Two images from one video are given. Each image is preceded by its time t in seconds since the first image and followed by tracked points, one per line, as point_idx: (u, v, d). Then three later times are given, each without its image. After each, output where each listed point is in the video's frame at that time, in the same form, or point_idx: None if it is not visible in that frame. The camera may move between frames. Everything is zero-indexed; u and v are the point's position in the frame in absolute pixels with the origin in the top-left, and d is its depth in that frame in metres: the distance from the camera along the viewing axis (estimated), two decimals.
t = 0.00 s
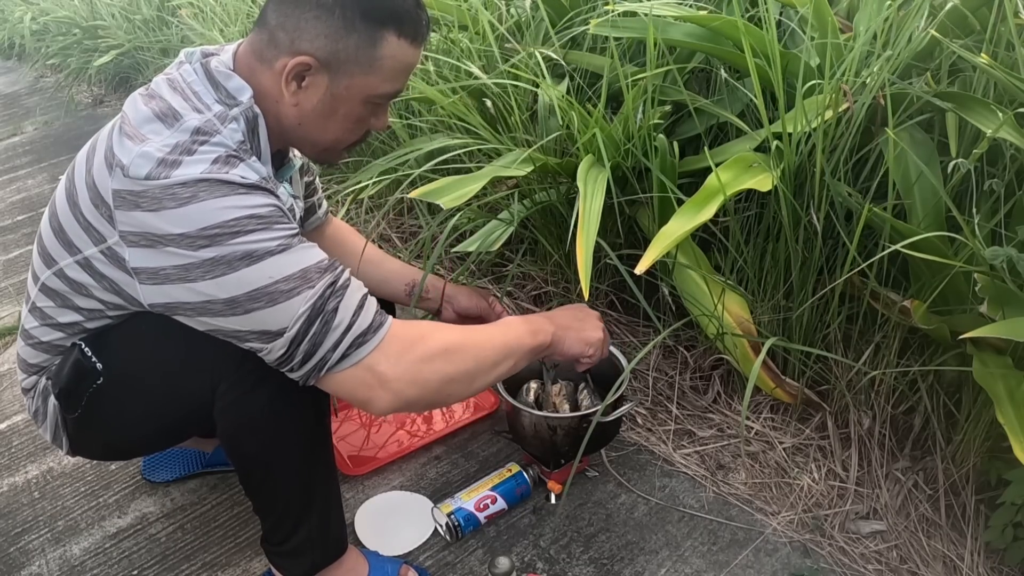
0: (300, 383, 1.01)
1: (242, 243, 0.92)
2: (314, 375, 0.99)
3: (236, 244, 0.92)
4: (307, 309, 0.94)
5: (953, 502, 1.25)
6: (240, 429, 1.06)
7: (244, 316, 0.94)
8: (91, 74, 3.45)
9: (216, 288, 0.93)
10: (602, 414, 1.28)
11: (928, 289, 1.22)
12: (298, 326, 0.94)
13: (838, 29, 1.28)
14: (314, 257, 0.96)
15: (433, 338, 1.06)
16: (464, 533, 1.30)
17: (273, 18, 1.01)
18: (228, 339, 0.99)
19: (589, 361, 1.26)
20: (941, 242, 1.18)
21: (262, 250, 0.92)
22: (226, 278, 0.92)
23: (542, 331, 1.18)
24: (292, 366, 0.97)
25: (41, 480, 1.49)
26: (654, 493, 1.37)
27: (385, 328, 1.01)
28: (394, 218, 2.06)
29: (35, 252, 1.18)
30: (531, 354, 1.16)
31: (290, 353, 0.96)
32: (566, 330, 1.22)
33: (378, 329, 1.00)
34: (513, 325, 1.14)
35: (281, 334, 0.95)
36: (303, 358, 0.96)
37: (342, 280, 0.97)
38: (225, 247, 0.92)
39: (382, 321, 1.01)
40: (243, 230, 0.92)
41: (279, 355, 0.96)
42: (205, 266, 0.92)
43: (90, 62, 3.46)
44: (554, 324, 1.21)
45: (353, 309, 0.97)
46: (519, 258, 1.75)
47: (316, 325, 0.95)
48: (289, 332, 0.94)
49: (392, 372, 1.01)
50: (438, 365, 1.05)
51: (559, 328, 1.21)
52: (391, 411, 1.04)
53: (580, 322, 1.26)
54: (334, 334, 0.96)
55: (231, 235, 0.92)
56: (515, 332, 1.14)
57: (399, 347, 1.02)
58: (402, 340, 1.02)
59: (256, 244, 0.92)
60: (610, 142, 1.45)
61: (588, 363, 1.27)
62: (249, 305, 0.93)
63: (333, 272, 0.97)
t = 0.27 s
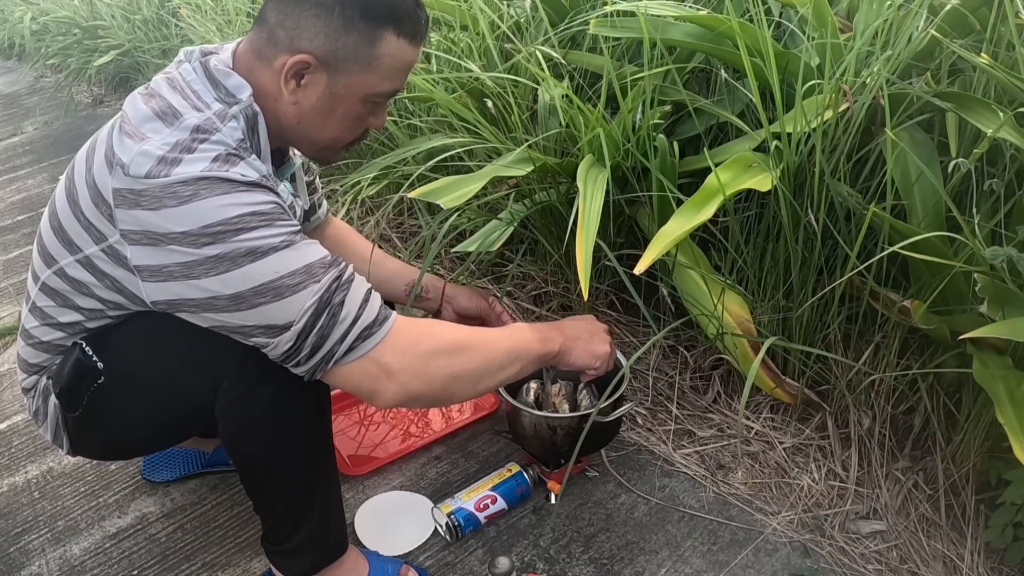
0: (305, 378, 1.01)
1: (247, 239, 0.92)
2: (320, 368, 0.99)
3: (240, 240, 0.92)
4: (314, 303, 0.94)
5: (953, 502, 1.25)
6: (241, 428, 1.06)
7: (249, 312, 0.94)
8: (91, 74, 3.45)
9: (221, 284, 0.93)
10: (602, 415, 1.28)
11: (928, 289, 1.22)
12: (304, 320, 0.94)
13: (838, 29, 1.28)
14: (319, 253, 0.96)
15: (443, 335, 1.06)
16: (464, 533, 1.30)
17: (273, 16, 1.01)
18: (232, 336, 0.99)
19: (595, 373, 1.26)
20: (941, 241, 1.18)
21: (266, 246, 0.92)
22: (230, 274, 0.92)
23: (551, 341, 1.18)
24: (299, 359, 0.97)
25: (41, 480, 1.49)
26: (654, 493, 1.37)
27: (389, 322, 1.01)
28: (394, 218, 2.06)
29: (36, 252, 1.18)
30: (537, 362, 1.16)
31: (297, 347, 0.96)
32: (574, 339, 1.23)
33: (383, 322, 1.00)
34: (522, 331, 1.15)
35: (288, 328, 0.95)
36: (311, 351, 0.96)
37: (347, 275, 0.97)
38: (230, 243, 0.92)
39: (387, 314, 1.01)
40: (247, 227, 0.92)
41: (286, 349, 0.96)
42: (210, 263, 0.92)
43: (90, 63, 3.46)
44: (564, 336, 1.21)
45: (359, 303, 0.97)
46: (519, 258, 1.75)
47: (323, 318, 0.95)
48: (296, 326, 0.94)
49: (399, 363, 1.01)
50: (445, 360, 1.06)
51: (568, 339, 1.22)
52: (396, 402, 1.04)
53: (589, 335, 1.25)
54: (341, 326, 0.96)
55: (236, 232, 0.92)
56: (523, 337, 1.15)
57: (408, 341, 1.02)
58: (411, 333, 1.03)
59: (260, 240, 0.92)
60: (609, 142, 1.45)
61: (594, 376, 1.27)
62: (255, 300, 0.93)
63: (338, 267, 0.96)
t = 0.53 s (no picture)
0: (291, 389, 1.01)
1: (241, 242, 0.92)
2: (303, 381, 0.98)
3: (235, 243, 0.92)
4: (299, 315, 0.93)
5: (953, 502, 1.25)
6: (240, 429, 1.06)
7: (237, 317, 0.94)
8: (91, 74, 3.45)
9: (212, 287, 0.93)
10: (602, 415, 1.28)
11: (928, 289, 1.22)
12: (289, 332, 0.94)
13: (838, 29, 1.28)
14: (313, 261, 0.96)
15: (419, 344, 1.05)
16: (464, 533, 1.30)
17: (276, 12, 1.01)
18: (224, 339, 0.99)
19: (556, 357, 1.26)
20: (941, 242, 1.18)
21: (261, 250, 0.92)
22: (223, 277, 0.92)
23: (510, 330, 1.18)
24: (282, 371, 0.97)
25: (41, 480, 1.49)
26: (654, 493, 1.37)
27: (378, 336, 1.01)
28: (395, 218, 2.06)
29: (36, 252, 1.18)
30: (502, 354, 1.16)
31: (280, 358, 0.96)
32: (535, 330, 1.22)
33: (370, 338, 1.00)
34: (483, 327, 1.14)
35: (273, 338, 0.95)
36: (293, 364, 0.96)
37: (338, 287, 0.97)
38: (224, 245, 0.92)
39: (375, 329, 1.01)
40: (244, 229, 0.92)
41: (270, 359, 0.96)
42: (205, 264, 0.92)
43: (90, 63, 3.46)
44: (520, 322, 1.21)
45: (346, 318, 0.97)
46: (519, 258, 1.75)
47: (308, 332, 0.95)
48: (280, 337, 0.94)
49: (381, 380, 1.00)
50: (425, 371, 1.05)
51: (525, 326, 1.21)
52: (381, 419, 1.03)
53: (543, 318, 1.25)
54: (326, 341, 0.96)
55: (231, 233, 0.92)
56: (487, 335, 1.14)
57: (387, 355, 1.01)
58: (390, 347, 1.02)
59: (255, 244, 0.92)
60: (609, 142, 1.45)
61: (554, 359, 1.27)
62: (243, 306, 0.93)
63: (330, 278, 0.96)
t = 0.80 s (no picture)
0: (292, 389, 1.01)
1: (244, 241, 0.92)
2: (305, 382, 0.98)
3: (238, 242, 0.92)
4: (302, 315, 0.93)
5: (953, 502, 1.25)
6: (240, 429, 1.06)
7: (239, 316, 0.94)
8: (91, 74, 3.45)
9: (214, 286, 0.93)
10: (602, 415, 1.28)
11: (928, 289, 1.22)
12: (291, 332, 0.94)
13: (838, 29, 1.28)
14: (316, 262, 0.96)
15: (417, 344, 1.05)
16: (464, 533, 1.30)
17: (276, 11, 1.01)
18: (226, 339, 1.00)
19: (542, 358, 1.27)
20: (941, 242, 1.18)
21: (264, 249, 0.92)
22: (225, 276, 0.92)
23: (500, 330, 1.17)
24: (284, 371, 0.97)
25: (41, 480, 1.49)
26: (654, 493, 1.37)
27: (380, 337, 1.01)
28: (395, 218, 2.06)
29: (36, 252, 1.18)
30: (492, 354, 1.16)
31: (282, 358, 0.96)
32: (523, 330, 1.22)
33: (372, 339, 1.00)
34: (475, 327, 1.14)
35: (275, 337, 0.95)
36: (295, 364, 0.96)
37: (340, 287, 0.97)
38: (227, 244, 0.92)
39: (377, 330, 1.01)
40: (247, 228, 0.92)
41: (272, 359, 0.96)
42: (207, 263, 0.92)
43: (90, 63, 3.46)
44: (508, 322, 1.21)
45: (348, 319, 0.97)
46: (519, 258, 1.75)
47: (310, 331, 0.95)
48: (282, 337, 0.94)
49: (382, 381, 1.00)
50: (425, 371, 1.05)
51: (514, 326, 1.21)
52: (382, 420, 1.03)
53: (530, 317, 1.25)
54: (328, 342, 0.96)
55: (235, 232, 0.92)
56: (480, 334, 1.14)
57: (387, 355, 1.01)
58: (389, 348, 1.02)
59: (257, 243, 0.92)
60: (609, 142, 1.45)
61: (543, 357, 1.26)
62: (245, 306, 0.93)
63: (332, 279, 0.96)
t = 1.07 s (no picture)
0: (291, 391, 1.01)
1: (244, 241, 0.92)
2: (301, 384, 0.98)
3: (238, 242, 0.92)
4: (297, 317, 0.93)
5: (953, 502, 1.25)
6: (241, 429, 1.06)
7: (236, 318, 0.94)
8: (90, 74, 3.45)
9: (213, 286, 0.93)
10: (601, 415, 1.28)
11: (928, 289, 1.22)
12: (286, 334, 0.94)
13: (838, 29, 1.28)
14: (314, 262, 0.96)
15: (416, 346, 1.05)
16: (464, 533, 1.30)
17: (282, 12, 1.01)
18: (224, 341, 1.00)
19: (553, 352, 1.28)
20: (941, 242, 1.18)
21: (263, 250, 0.92)
22: (224, 276, 0.92)
23: (509, 326, 1.17)
24: (280, 373, 0.97)
25: (41, 480, 1.49)
26: (654, 493, 1.37)
27: (376, 339, 1.01)
28: (395, 218, 2.06)
29: (37, 252, 1.18)
30: (501, 350, 1.16)
31: (277, 360, 0.96)
32: (535, 326, 1.22)
33: (368, 341, 0.99)
34: (483, 323, 1.14)
35: (270, 339, 0.95)
36: (291, 366, 0.96)
37: (336, 289, 0.97)
38: (227, 244, 0.92)
39: (373, 332, 1.00)
40: (247, 228, 0.92)
41: (268, 360, 0.96)
42: (207, 263, 0.92)
43: (90, 63, 3.45)
44: (519, 317, 1.21)
45: (343, 321, 0.97)
46: (519, 258, 1.75)
47: (305, 334, 0.94)
48: (277, 339, 0.94)
49: (380, 384, 1.00)
50: (424, 372, 1.05)
51: (524, 321, 1.21)
52: (381, 423, 1.03)
53: (544, 311, 1.25)
54: (323, 344, 0.96)
55: (235, 233, 0.92)
56: (486, 331, 1.13)
57: (384, 359, 1.01)
58: (386, 351, 1.01)
59: (257, 243, 0.92)
60: (609, 142, 1.45)
61: (556, 352, 1.27)
62: (243, 306, 0.93)
63: (329, 280, 0.96)
